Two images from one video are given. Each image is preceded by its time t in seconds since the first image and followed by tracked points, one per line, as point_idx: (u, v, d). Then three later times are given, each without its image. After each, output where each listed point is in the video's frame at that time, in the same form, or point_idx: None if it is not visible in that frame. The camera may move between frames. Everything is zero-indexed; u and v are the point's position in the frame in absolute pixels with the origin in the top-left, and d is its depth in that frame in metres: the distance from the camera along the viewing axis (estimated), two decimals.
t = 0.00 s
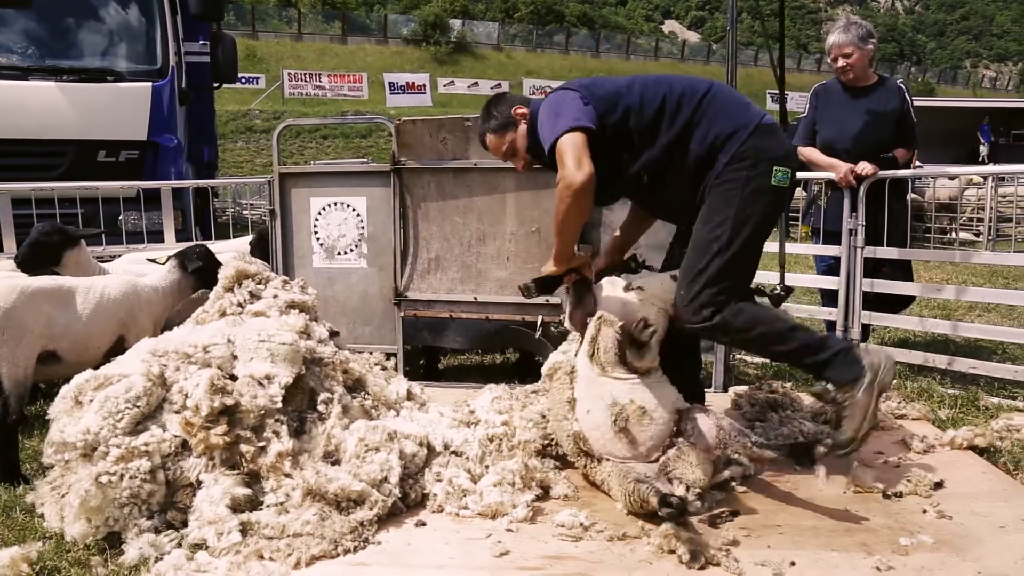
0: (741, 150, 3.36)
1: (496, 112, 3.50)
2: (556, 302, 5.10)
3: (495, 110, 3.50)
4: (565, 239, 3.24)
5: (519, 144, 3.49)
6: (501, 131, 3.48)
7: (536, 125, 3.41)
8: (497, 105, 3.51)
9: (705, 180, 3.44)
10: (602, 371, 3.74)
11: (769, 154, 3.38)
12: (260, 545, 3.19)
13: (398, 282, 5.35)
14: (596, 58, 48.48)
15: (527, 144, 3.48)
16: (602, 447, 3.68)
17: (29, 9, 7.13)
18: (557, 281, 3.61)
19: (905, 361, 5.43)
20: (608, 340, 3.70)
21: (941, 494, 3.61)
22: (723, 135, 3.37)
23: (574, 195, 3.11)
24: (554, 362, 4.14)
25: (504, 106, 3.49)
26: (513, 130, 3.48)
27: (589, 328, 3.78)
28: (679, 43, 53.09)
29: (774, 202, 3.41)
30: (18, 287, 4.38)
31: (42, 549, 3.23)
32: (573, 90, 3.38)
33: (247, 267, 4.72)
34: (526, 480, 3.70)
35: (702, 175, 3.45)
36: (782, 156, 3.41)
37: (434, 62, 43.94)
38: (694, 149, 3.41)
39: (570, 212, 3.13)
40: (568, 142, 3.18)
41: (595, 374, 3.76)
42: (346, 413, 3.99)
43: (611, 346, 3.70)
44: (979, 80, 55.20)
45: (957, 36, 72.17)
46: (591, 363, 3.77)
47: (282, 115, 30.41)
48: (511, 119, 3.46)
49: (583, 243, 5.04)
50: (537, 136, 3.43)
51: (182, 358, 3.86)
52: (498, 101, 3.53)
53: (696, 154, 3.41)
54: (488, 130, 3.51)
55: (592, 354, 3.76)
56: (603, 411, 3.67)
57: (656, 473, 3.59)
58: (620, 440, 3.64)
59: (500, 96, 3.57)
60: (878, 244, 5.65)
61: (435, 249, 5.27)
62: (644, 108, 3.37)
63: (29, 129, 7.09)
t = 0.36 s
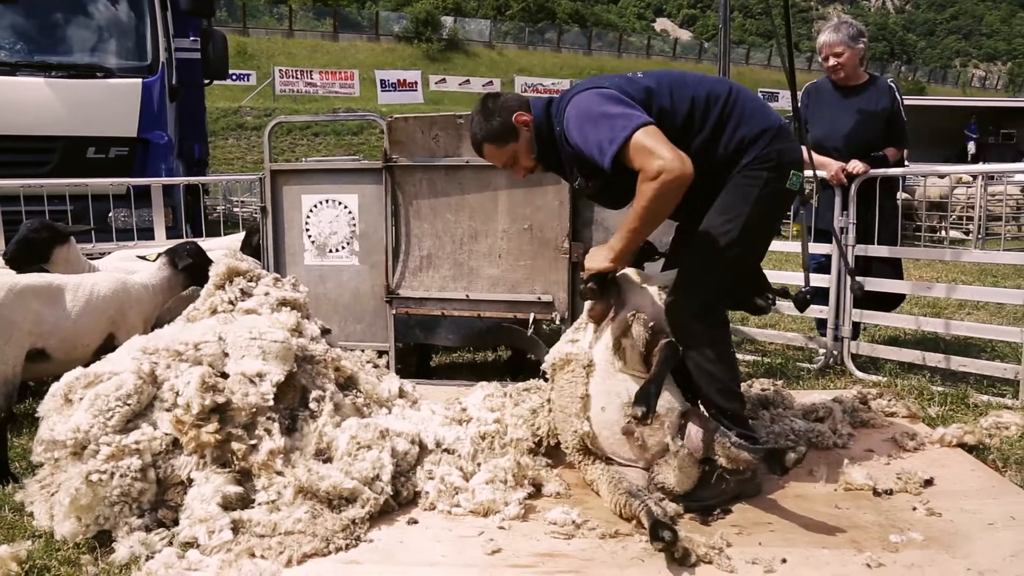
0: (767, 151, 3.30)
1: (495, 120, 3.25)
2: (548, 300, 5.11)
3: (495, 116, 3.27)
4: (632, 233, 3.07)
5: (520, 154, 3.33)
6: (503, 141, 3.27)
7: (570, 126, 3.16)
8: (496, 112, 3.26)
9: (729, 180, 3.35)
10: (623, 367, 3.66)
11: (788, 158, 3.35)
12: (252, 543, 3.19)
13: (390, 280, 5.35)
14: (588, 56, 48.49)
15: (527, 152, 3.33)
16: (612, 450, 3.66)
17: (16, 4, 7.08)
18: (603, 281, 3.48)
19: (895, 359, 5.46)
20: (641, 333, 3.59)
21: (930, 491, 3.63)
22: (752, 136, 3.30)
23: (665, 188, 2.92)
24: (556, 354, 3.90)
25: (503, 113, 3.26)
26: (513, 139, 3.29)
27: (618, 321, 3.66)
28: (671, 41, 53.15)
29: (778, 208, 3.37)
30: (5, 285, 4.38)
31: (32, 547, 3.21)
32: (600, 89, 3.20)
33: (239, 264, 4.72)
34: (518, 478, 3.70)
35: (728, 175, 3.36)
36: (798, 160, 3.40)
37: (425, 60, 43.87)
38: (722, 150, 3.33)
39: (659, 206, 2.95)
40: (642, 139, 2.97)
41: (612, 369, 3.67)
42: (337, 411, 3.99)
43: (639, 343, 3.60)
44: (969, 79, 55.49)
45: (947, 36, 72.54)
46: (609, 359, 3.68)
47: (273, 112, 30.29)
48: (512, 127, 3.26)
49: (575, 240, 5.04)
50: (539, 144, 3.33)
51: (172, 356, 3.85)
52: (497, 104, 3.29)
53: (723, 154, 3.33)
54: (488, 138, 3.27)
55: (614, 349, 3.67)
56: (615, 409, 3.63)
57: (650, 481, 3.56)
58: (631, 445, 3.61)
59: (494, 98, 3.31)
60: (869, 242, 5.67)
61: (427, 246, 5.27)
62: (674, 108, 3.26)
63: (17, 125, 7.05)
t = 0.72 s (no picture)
0: (794, 155, 3.26)
1: (530, 109, 2.94)
2: (544, 297, 5.12)
3: (532, 104, 2.95)
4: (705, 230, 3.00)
5: (552, 147, 3.04)
6: (538, 132, 2.98)
7: (635, 118, 2.92)
8: (531, 102, 2.94)
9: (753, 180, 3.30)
10: (627, 376, 3.57)
11: (813, 163, 3.33)
12: (248, 539, 3.18)
13: (387, 276, 5.35)
14: (585, 53, 48.47)
15: (560, 144, 3.05)
16: (610, 453, 3.61)
17: None
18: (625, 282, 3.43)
19: (890, 358, 5.48)
20: (642, 346, 3.53)
21: (925, 490, 3.65)
22: (784, 139, 3.26)
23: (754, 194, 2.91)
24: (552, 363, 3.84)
25: (541, 101, 2.95)
26: (549, 129, 2.99)
27: (623, 330, 3.56)
28: (668, 40, 53.15)
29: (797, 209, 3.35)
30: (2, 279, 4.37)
31: (27, 542, 3.20)
32: (658, 82, 3.00)
33: (235, 259, 4.72)
34: (515, 475, 3.70)
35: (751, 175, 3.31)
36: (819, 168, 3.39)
37: (422, 56, 43.81)
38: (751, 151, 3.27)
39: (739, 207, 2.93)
40: (728, 143, 2.86)
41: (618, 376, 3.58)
42: (334, 407, 3.98)
43: (644, 354, 3.53)
44: (964, 80, 55.63)
45: (943, 36, 72.70)
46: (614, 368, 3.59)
47: (269, 107, 30.21)
48: (549, 118, 2.97)
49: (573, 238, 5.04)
50: (573, 136, 3.07)
51: (169, 350, 3.84)
52: (534, 91, 2.96)
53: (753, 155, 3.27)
54: (523, 128, 2.95)
55: (619, 360, 3.56)
56: (617, 417, 3.56)
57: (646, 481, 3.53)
58: (628, 450, 3.55)
59: (524, 83, 2.99)
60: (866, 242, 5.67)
61: (424, 242, 5.27)
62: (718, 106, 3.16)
63: (12, 118, 7.06)
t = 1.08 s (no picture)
0: (797, 149, 3.32)
1: (552, 116, 2.89)
2: (541, 293, 5.13)
3: (554, 111, 2.89)
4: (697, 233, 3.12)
5: (572, 153, 3.00)
6: (559, 141, 2.93)
7: (661, 121, 2.89)
8: (553, 110, 2.89)
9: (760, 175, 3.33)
10: (639, 371, 3.56)
11: (812, 155, 3.40)
12: (243, 534, 3.18)
13: (383, 271, 5.32)
14: (582, 50, 48.39)
15: (580, 150, 3.01)
16: (611, 448, 3.63)
17: None
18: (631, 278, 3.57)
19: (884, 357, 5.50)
20: (658, 343, 3.53)
21: (919, 489, 3.66)
22: (790, 131, 3.30)
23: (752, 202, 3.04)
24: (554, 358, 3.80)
25: (562, 108, 2.90)
26: (570, 137, 2.95)
27: (640, 324, 3.55)
28: (664, 38, 53.13)
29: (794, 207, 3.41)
30: None
31: (19, 535, 3.18)
32: (680, 82, 2.96)
33: (231, 253, 4.71)
34: (510, 471, 3.70)
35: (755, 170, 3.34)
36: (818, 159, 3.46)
37: (418, 51, 43.72)
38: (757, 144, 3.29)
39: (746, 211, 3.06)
40: (748, 147, 2.91)
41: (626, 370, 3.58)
42: (330, 402, 3.97)
43: (658, 350, 3.53)
44: (959, 81, 55.80)
45: (938, 37, 72.88)
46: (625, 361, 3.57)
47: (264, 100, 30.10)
48: (571, 124, 2.93)
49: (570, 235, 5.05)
50: (593, 140, 3.03)
51: (164, 344, 3.82)
52: (554, 97, 2.91)
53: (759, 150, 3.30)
54: (545, 137, 2.90)
55: (633, 353, 3.55)
56: (622, 411, 3.55)
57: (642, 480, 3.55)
58: (632, 446, 3.56)
59: (543, 89, 2.92)
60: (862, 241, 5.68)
61: (421, 238, 5.26)
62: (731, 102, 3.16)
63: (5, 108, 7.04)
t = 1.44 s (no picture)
0: (775, 143, 3.34)
1: (534, 116, 2.89)
2: (530, 290, 5.12)
3: (535, 111, 2.89)
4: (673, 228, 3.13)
5: (556, 151, 3.00)
6: (542, 140, 2.93)
7: (642, 117, 2.88)
8: (534, 110, 2.89)
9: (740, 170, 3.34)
10: (632, 362, 3.62)
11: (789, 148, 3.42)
12: (231, 529, 3.16)
13: (372, 266, 5.30)
14: (572, 47, 48.37)
15: (564, 150, 3.01)
16: (603, 440, 3.68)
17: None
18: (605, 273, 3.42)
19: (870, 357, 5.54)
20: (655, 334, 3.57)
21: (905, 488, 3.69)
22: (767, 125, 3.32)
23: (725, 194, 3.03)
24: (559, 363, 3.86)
25: (544, 109, 2.90)
26: (552, 137, 2.95)
27: (636, 316, 3.57)
28: (654, 36, 53.19)
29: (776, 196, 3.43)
30: None
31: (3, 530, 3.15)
32: (661, 79, 2.96)
33: (220, 247, 4.69)
34: (500, 468, 3.69)
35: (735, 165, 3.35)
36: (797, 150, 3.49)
37: (408, 46, 43.57)
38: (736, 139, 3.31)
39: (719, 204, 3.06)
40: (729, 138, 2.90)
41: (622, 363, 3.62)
42: (318, 397, 3.96)
43: (653, 341, 3.58)
44: (945, 83, 56.22)
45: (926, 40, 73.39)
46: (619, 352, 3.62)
47: (253, 93, 29.91)
48: (554, 123, 2.93)
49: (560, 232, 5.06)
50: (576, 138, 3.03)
51: (152, 338, 3.80)
52: (535, 99, 2.91)
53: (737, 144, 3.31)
54: (527, 138, 2.90)
55: (629, 343, 3.60)
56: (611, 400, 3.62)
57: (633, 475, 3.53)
58: (621, 436, 3.62)
59: (524, 90, 2.93)
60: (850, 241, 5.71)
61: (411, 233, 5.24)
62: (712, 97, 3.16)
63: None
